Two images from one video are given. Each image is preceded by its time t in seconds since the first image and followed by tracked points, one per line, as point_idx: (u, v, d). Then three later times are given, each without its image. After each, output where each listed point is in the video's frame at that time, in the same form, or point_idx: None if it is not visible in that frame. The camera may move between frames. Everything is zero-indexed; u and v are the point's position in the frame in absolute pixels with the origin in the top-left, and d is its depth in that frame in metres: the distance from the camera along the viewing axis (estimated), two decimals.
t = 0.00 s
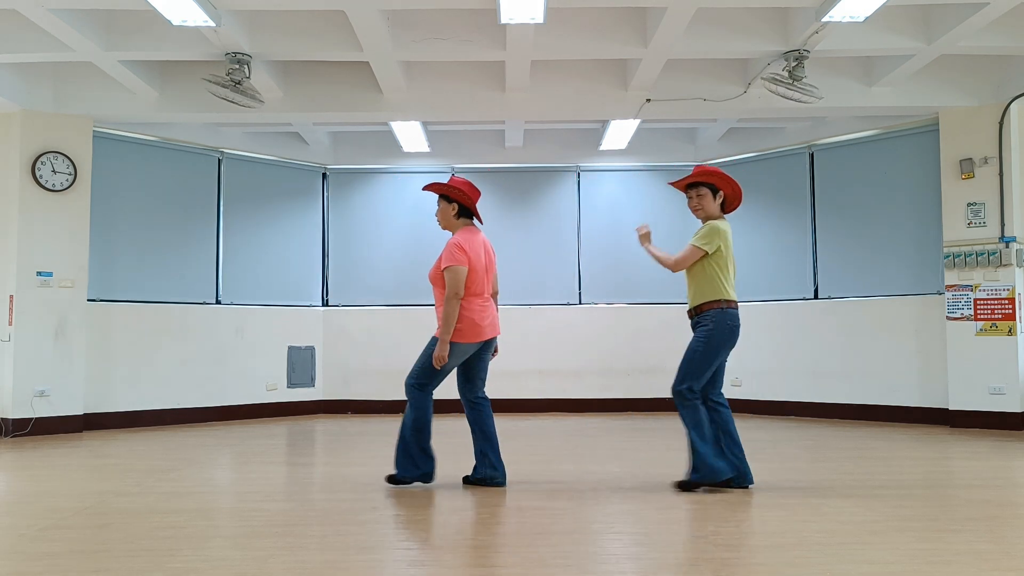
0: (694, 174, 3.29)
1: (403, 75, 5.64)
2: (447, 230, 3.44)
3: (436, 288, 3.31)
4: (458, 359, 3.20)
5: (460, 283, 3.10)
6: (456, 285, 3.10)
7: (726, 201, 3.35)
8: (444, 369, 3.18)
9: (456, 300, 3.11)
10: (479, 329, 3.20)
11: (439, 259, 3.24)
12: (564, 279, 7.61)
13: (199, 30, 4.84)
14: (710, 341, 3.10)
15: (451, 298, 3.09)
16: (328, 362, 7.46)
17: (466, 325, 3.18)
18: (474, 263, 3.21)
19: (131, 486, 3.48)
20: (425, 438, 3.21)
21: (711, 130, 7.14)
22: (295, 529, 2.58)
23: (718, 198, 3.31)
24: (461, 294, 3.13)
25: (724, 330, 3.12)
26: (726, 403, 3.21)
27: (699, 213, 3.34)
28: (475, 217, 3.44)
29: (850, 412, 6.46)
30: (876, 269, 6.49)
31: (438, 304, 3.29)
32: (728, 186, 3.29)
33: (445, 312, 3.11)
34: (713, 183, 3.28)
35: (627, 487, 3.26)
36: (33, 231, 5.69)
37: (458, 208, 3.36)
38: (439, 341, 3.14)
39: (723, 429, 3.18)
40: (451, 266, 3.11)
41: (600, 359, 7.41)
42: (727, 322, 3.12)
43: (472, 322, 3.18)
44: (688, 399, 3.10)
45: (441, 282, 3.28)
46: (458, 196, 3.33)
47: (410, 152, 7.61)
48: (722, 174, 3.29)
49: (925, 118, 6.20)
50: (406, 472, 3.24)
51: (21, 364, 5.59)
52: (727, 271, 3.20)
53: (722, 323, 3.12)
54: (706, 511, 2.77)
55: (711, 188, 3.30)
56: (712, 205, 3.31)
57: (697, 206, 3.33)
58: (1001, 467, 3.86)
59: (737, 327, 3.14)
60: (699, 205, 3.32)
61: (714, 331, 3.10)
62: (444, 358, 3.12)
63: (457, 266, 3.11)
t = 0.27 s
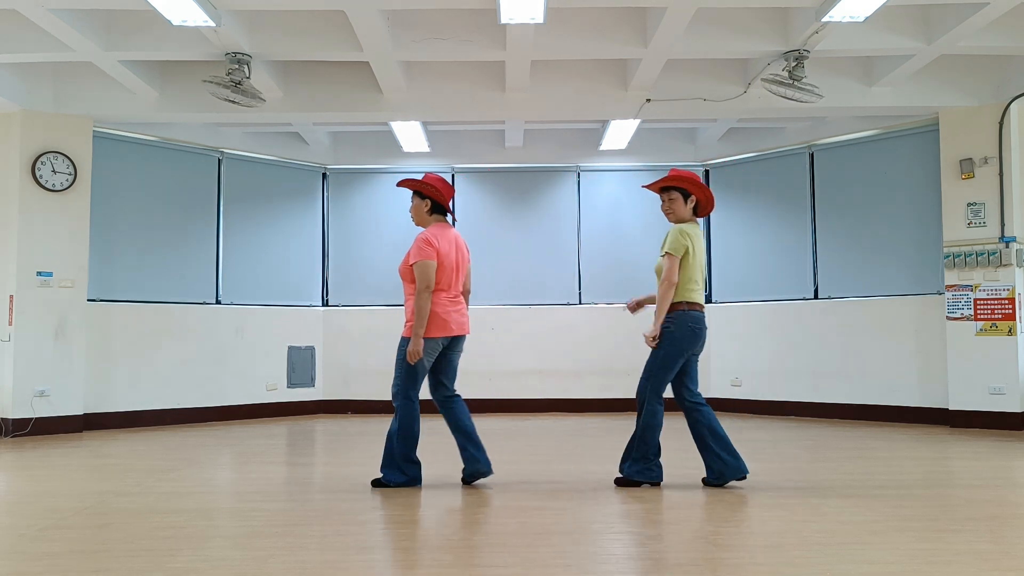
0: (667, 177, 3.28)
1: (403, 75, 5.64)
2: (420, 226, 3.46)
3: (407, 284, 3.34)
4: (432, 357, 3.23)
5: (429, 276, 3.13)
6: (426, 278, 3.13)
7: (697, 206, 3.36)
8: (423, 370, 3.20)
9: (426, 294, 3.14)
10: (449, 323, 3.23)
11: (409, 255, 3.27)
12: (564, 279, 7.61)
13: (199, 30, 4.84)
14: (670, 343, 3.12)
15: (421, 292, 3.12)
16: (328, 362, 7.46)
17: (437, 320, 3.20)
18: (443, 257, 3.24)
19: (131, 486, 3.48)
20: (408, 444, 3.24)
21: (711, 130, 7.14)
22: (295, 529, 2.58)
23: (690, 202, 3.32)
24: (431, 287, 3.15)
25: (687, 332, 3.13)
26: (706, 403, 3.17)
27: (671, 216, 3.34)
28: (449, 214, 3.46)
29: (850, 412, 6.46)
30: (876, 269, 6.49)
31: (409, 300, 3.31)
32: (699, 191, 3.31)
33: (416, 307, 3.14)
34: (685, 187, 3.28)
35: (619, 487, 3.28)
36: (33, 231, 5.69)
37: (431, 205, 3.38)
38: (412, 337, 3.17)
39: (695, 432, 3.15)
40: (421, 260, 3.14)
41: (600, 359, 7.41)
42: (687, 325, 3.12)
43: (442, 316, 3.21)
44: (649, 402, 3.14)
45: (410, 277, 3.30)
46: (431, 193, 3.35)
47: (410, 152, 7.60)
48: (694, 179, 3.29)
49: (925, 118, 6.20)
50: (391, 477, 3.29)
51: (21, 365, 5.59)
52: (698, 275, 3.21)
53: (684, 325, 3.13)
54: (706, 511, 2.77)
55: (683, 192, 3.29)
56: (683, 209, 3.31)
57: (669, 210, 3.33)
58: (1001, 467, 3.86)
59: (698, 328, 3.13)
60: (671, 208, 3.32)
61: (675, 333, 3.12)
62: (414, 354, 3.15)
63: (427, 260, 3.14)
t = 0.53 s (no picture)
0: (648, 175, 3.29)
1: (403, 75, 5.64)
2: (406, 227, 3.46)
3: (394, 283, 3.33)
4: (420, 356, 3.22)
5: (419, 276, 3.12)
6: (416, 276, 3.12)
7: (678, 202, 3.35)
8: (410, 368, 3.20)
9: (415, 292, 3.13)
10: (438, 323, 3.22)
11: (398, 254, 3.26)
12: (564, 279, 7.60)
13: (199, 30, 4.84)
14: (649, 341, 3.12)
15: (411, 290, 3.10)
16: (328, 362, 7.46)
17: (423, 319, 3.20)
18: (432, 257, 3.24)
19: (130, 486, 3.48)
20: (404, 443, 3.25)
21: (711, 130, 7.14)
22: (295, 529, 2.58)
23: (670, 199, 3.32)
24: (421, 286, 3.14)
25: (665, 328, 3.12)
26: (686, 401, 3.16)
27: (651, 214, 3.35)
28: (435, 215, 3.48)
29: (849, 412, 6.46)
30: (876, 269, 6.49)
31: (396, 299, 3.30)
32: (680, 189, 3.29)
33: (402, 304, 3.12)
34: (665, 185, 3.28)
35: (617, 486, 3.29)
36: (33, 231, 5.68)
37: (418, 205, 3.39)
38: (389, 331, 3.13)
39: (683, 430, 3.12)
40: (411, 259, 3.13)
41: (600, 359, 7.41)
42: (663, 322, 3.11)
43: (430, 316, 3.20)
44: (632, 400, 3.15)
45: (398, 277, 3.30)
46: (419, 193, 3.36)
47: (410, 152, 7.60)
48: (675, 178, 3.28)
49: (925, 118, 6.20)
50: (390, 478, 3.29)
51: (21, 364, 5.59)
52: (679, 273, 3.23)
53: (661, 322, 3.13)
54: (706, 511, 2.77)
55: (663, 191, 3.29)
56: (663, 206, 3.32)
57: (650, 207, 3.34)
58: (1001, 467, 3.86)
59: (678, 326, 3.10)
60: (651, 205, 3.33)
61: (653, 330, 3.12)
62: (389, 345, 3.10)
63: (417, 259, 3.14)
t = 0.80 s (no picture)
0: (628, 181, 3.31)
1: (403, 75, 5.64)
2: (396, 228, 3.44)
3: (383, 283, 3.32)
4: (412, 356, 3.24)
5: (414, 276, 3.13)
6: (412, 276, 3.13)
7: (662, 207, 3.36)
8: (403, 368, 3.19)
9: (409, 291, 3.13)
10: (430, 323, 3.25)
11: (390, 253, 3.26)
12: (564, 279, 7.60)
13: (199, 30, 4.84)
14: (636, 341, 3.15)
15: (405, 289, 3.10)
16: (328, 362, 7.46)
17: (415, 319, 3.21)
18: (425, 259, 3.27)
19: (130, 486, 3.48)
20: (395, 445, 3.24)
21: (711, 130, 7.14)
22: (294, 529, 2.58)
23: (651, 203, 3.33)
24: (415, 286, 3.15)
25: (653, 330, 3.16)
26: (673, 401, 3.18)
27: (635, 219, 3.37)
28: (424, 216, 3.48)
29: (849, 412, 6.46)
30: (876, 269, 6.50)
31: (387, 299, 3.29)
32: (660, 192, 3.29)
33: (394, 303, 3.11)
34: (644, 189, 3.30)
35: (615, 486, 3.29)
36: (33, 231, 5.68)
37: (409, 206, 3.39)
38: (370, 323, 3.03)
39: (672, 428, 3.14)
40: (405, 259, 3.14)
41: (601, 359, 7.41)
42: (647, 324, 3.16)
43: (422, 316, 3.22)
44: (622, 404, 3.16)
45: (389, 277, 3.30)
46: (409, 194, 3.36)
47: (410, 152, 7.60)
48: (655, 181, 3.30)
49: (925, 118, 6.20)
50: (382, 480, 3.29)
51: (21, 364, 5.59)
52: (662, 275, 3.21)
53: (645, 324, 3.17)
54: (706, 511, 2.77)
55: (643, 195, 3.31)
56: (645, 211, 3.34)
57: (633, 212, 3.36)
58: (1001, 467, 3.86)
59: (661, 328, 3.16)
60: (634, 211, 3.35)
61: (636, 333, 3.16)
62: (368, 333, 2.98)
63: (411, 259, 3.15)
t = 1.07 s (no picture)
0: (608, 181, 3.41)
1: (403, 75, 5.64)
2: (386, 228, 3.48)
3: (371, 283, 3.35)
4: (405, 354, 3.25)
5: (401, 276, 3.15)
6: (399, 276, 3.15)
7: (648, 204, 3.40)
8: (400, 367, 3.20)
9: (395, 290, 3.15)
10: (419, 322, 3.26)
11: (379, 253, 3.28)
12: (564, 279, 7.60)
13: (199, 30, 4.84)
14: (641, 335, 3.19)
15: (389, 288, 3.12)
16: (328, 362, 7.46)
17: (403, 318, 3.22)
18: (414, 259, 3.28)
19: (130, 486, 3.48)
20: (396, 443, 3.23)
21: (710, 130, 7.14)
22: (294, 529, 2.58)
23: (632, 202, 3.39)
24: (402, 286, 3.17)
25: (653, 325, 3.21)
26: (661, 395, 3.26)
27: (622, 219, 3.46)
28: (414, 216, 3.50)
29: (849, 412, 6.46)
30: (876, 269, 6.50)
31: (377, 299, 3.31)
32: (638, 188, 3.34)
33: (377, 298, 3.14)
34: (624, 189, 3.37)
35: (615, 486, 3.29)
36: (33, 231, 5.68)
37: (397, 206, 3.41)
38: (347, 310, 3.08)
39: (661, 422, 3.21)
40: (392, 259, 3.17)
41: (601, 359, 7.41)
42: (650, 318, 3.20)
43: (411, 315, 3.23)
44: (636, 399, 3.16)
45: (378, 277, 3.32)
46: (397, 195, 3.37)
47: (410, 152, 7.60)
48: (635, 179, 3.36)
49: (924, 118, 6.20)
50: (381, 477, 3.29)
51: (21, 365, 5.59)
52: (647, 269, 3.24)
53: (647, 318, 3.20)
54: (706, 511, 2.77)
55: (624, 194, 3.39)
56: (627, 209, 3.42)
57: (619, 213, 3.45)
58: (1001, 467, 3.86)
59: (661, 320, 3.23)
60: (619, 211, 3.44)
61: (639, 326, 3.18)
62: (342, 317, 3.03)
63: (399, 260, 3.17)
